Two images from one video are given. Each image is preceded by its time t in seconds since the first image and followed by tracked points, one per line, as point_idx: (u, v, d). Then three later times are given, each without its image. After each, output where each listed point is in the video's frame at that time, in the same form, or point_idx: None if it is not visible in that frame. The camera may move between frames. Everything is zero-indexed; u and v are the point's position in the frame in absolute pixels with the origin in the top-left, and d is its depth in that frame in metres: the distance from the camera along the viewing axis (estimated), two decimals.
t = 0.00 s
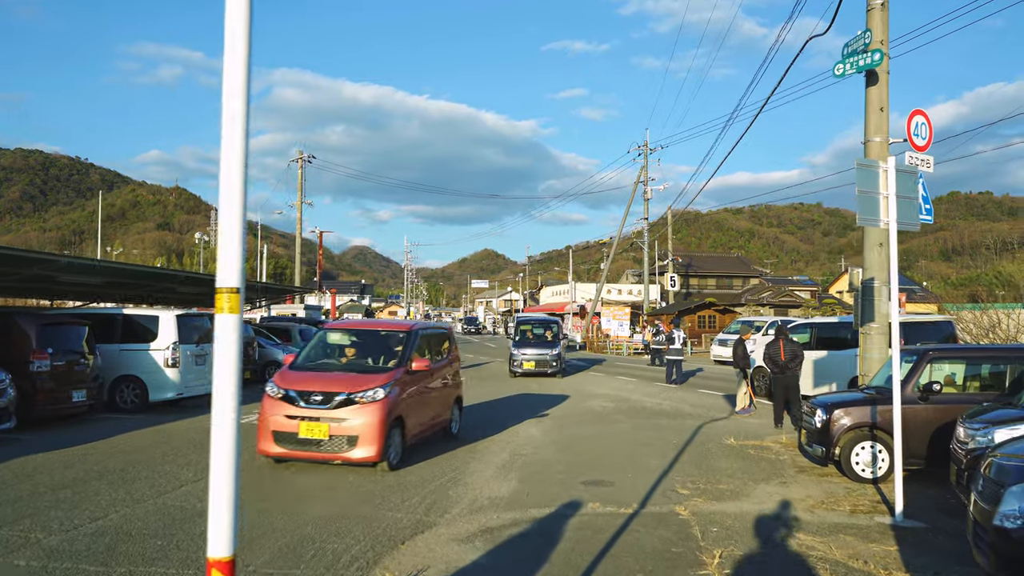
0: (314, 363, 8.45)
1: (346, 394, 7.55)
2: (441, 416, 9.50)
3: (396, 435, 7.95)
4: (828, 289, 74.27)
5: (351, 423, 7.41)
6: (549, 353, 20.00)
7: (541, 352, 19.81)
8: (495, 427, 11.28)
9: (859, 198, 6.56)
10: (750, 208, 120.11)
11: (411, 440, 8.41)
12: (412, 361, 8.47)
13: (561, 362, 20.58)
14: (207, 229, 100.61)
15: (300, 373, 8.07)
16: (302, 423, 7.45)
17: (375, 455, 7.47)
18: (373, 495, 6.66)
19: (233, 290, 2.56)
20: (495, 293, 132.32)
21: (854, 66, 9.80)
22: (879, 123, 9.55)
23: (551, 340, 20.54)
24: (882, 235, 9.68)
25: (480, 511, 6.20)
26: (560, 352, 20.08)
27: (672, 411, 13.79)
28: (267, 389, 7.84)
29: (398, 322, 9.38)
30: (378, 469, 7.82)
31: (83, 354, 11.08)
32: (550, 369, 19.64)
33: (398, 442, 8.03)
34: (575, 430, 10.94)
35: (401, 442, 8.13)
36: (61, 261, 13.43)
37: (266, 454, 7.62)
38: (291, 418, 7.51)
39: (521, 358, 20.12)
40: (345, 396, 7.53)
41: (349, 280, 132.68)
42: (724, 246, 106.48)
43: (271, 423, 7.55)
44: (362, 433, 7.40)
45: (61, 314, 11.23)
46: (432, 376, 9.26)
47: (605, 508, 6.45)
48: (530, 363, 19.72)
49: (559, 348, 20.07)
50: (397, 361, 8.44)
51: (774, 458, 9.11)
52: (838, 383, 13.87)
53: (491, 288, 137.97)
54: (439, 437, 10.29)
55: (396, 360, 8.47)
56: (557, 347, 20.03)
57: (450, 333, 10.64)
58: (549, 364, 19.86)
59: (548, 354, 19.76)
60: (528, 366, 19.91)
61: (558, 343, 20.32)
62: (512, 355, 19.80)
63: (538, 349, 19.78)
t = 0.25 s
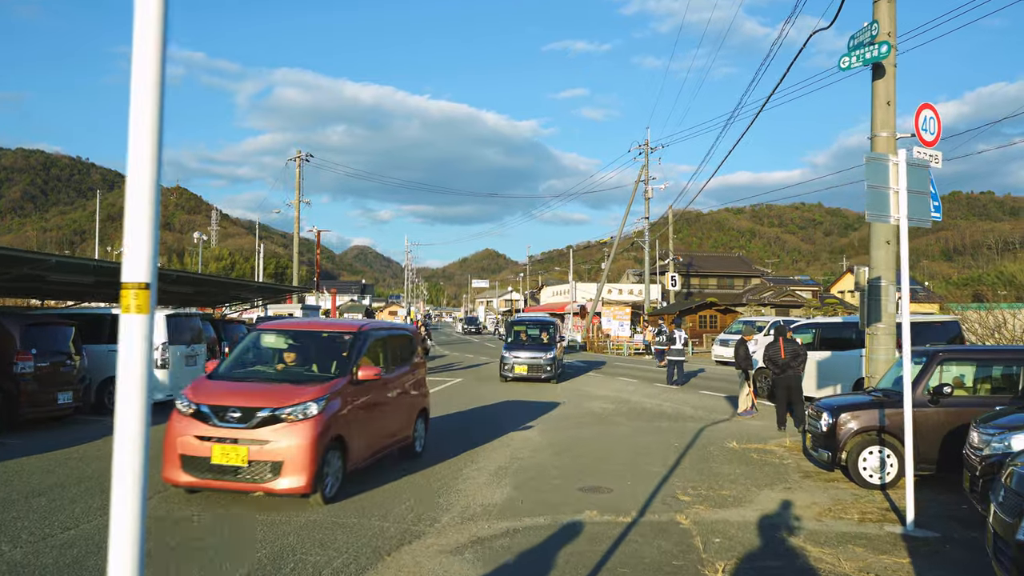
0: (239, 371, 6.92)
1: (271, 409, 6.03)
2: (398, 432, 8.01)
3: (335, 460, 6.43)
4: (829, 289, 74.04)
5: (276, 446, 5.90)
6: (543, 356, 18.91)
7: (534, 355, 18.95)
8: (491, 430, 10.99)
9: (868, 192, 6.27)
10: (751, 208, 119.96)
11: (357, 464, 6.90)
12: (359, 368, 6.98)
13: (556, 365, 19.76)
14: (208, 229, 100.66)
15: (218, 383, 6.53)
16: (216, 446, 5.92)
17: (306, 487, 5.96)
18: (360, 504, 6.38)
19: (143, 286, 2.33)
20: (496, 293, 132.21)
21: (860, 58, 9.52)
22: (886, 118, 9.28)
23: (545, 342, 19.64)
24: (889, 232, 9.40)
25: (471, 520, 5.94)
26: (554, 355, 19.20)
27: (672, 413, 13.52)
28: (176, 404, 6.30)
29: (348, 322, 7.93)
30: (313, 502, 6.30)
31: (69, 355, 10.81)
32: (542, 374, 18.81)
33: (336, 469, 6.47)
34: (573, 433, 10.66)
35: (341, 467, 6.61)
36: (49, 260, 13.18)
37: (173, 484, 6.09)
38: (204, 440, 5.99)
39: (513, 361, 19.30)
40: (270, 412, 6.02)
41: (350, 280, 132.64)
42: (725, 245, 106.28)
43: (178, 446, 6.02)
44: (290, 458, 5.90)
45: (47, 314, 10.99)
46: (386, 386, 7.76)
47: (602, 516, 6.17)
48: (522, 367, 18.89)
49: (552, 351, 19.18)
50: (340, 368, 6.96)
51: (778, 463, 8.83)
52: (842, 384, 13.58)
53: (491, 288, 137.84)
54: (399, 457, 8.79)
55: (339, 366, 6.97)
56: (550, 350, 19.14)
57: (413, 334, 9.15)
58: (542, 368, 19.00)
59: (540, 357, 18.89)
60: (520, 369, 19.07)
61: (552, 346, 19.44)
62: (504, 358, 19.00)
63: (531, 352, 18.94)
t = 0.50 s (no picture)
0: (127, 381, 5.49)
1: (148, 433, 4.66)
2: (337, 455, 6.61)
3: (237, 498, 5.04)
4: (829, 290, 73.85)
5: (153, 482, 4.54)
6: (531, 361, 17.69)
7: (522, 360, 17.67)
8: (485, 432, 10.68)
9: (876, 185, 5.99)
10: (751, 208, 119.82)
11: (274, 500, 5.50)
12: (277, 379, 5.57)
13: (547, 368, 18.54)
14: (207, 229, 100.65)
15: (94, 398, 5.12)
16: (77, 482, 4.54)
17: (194, 533, 4.62)
18: (344, 512, 6.11)
19: (2, 270, 2.10)
20: (496, 293, 132.02)
21: (865, 50, 9.27)
22: (891, 111, 9.02)
23: (536, 344, 18.39)
24: (894, 230, 9.14)
25: (460, 530, 5.67)
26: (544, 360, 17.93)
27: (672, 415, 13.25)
28: (34, 425, 4.90)
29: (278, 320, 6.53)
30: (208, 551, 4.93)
31: (53, 356, 10.34)
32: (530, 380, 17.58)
33: (240, 510, 5.07)
34: (569, 436, 10.38)
35: (248, 507, 5.19)
36: (34, 259, 12.90)
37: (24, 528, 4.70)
38: (62, 472, 4.59)
39: (500, 366, 18.04)
40: (147, 437, 4.64)
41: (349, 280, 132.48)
42: (725, 246, 106.07)
43: (30, 480, 4.63)
44: (171, 499, 4.53)
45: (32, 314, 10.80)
46: (321, 400, 6.35)
47: (597, 525, 5.90)
48: (508, 372, 17.66)
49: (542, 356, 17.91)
50: (254, 378, 5.57)
51: (781, 467, 8.56)
52: (845, 386, 13.31)
53: (491, 288, 137.67)
54: (344, 481, 7.41)
55: (253, 378, 5.56)
56: (540, 355, 17.86)
57: (364, 336, 7.73)
58: (531, 374, 17.75)
59: (529, 362, 17.62)
60: (506, 375, 17.85)
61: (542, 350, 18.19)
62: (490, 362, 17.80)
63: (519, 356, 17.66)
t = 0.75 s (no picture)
0: None
1: None
2: (242, 491, 5.27)
3: (68, 563, 3.68)
4: (829, 292, 73.67)
5: None
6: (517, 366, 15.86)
7: (508, 367, 15.76)
8: (480, 439, 10.37)
9: (884, 182, 5.76)
10: (751, 210, 119.74)
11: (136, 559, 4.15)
12: (141, 402, 4.27)
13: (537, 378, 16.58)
14: (207, 231, 100.64)
15: None
16: None
17: None
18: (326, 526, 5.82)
19: None
20: (496, 295, 131.84)
21: (870, 45, 9.01)
22: (896, 109, 8.75)
23: (524, 351, 16.48)
24: (900, 230, 8.87)
25: (448, 543, 5.39)
26: (533, 367, 16.01)
27: (671, 419, 12.98)
28: None
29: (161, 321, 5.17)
30: None
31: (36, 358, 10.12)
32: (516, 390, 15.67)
33: None
34: (566, 441, 10.11)
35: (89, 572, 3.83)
36: (19, 260, 12.66)
37: None
38: None
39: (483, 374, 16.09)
40: None
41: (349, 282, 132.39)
42: (725, 248, 105.92)
43: None
44: None
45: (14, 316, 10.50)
46: (216, 424, 4.99)
47: (592, 538, 5.62)
48: (492, 381, 15.74)
49: (530, 363, 16.01)
50: (110, 398, 4.24)
51: (784, 475, 8.29)
52: (848, 390, 13.04)
53: (491, 290, 137.53)
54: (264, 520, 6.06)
55: (106, 398, 4.20)
56: (528, 362, 15.96)
57: (289, 341, 6.39)
58: (517, 384, 15.81)
59: (515, 370, 15.68)
60: (490, 384, 15.90)
61: (531, 357, 16.25)
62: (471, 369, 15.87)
63: (505, 364, 15.75)
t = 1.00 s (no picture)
0: None
1: None
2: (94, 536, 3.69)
3: None
4: (830, 291, 73.35)
5: None
6: (500, 369, 13.55)
7: (489, 369, 13.54)
8: (474, 439, 10.04)
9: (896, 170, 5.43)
10: (751, 209, 119.43)
11: None
12: None
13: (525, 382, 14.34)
14: (206, 229, 100.39)
15: None
16: None
17: None
18: (310, 530, 5.56)
19: None
20: (495, 293, 131.65)
21: (876, 32, 8.69)
22: (904, 98, 8.45)
23: (509, 350, 14.30)
24: (907, 224, 8.59)
25: (436, 550, 5.12)
26: (518, 369, 13.79)
27: (671, 419, 12.70)
28: None
29: None
30: None
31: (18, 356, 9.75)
32: (498, 396, 13.44)
33: None
34: (563, 442, 9.82)
35: None
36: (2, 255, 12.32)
37: None
38: None
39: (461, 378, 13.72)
40: None
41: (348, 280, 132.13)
42: (725, 246, 105.61)
43: None
44: None
45: None
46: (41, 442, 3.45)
47: (588, 545, 5.34)
48: (470, 385, 13.51)
49: (515, 364, 13.81)
50: None
51: (787, 476, 8.01)
52: (852, 389, 12.75)
53: (490, 288, 137.20)
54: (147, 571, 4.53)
55: None
56: (512, 362, 13.75)
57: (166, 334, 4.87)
58: (499, 390, 13.56)
59: (496, 372, 13.49)
60: (467, 388, 13.65)
61: (516, 357, 14.03)
62: (446, 371, 13.65)
63: (485, 365, 13.55)
